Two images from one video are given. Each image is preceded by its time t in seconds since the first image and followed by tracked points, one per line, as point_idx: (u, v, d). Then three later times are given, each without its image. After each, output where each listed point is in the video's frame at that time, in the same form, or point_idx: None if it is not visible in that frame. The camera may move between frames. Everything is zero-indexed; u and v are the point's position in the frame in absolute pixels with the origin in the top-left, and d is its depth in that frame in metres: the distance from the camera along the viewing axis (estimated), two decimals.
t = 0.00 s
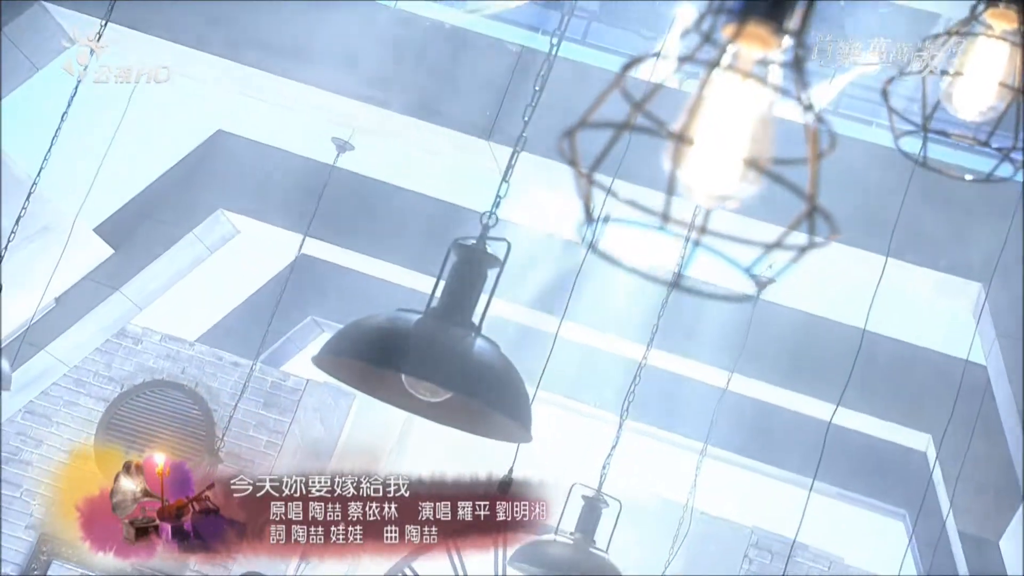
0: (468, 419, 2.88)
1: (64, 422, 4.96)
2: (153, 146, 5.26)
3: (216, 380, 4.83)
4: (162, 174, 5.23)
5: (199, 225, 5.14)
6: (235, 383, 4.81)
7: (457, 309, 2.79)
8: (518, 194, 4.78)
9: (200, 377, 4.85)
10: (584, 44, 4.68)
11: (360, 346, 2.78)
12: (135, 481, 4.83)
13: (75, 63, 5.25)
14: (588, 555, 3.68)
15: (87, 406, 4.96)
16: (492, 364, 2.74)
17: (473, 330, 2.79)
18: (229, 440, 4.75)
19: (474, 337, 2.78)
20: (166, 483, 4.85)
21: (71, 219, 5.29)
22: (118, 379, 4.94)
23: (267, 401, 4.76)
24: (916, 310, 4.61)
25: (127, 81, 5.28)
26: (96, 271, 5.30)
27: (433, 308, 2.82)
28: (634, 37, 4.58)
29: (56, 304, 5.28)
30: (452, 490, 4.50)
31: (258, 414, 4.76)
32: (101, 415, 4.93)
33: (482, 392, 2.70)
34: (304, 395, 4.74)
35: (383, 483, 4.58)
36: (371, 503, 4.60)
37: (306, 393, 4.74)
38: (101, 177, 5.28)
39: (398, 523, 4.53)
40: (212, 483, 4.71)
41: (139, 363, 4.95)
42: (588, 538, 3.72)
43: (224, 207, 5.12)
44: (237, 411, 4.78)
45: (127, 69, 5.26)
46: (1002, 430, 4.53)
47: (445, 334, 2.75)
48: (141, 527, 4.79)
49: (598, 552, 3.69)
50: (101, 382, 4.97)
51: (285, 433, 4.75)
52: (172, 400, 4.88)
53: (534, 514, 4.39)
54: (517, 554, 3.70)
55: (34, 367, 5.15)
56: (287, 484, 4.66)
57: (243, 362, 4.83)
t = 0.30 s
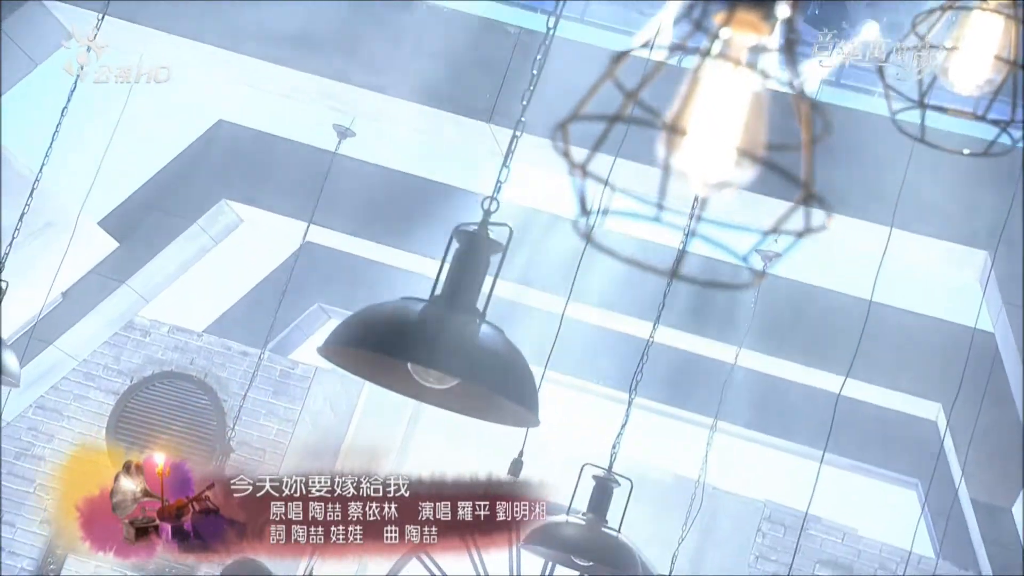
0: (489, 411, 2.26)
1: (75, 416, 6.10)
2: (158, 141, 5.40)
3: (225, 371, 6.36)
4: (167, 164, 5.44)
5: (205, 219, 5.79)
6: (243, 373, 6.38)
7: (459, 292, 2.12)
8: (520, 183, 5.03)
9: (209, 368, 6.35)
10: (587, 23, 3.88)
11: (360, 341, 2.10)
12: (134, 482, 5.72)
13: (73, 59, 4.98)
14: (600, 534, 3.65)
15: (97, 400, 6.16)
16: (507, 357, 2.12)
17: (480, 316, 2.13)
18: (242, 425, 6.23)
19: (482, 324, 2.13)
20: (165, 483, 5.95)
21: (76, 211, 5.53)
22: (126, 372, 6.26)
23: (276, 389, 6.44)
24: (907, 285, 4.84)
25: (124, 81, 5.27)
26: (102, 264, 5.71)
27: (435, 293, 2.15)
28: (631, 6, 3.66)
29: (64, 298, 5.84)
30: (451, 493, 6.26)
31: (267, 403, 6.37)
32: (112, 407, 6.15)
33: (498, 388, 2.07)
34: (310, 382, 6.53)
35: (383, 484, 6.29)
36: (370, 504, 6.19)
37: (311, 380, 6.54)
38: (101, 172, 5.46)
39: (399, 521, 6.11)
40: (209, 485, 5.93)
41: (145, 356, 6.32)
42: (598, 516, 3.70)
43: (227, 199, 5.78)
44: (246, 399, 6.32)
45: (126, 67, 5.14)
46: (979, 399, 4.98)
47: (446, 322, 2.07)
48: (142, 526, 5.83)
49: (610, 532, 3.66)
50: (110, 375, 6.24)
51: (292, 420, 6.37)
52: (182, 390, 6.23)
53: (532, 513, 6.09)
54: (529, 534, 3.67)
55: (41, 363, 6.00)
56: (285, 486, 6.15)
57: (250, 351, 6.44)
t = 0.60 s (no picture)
0: (493, 397, 2.26)
1: (85, 409, 6.25)
2: (157, 127, 5.34)
3: (233, 361, 6.44)
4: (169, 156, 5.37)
5: (208, 211, 5.80)
6: (251, 364, 6.45)
7: (459, 280, 2.14)
8: (522, 165, 5.04)
9: (218, 357, 6.45)
10: None
11: (360, 330, 2.10)
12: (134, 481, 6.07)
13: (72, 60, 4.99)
14: (614, 513, 3.65)
15: (106, 391, 6.28)
16: (508, 343, 2.12)
17: (482, 302, 2.14)
18: (251, 414, 6.34)
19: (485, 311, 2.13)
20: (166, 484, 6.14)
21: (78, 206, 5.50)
22: (134, 364, 6.37)
23: (283, 377, 6.45)
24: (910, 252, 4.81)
25: (125, 79, 5.14)
26: (106, 257, 5.74)
27: (438, 280, 2.16)
28: None
29: (69, 293, 5.80)
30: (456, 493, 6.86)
31: (275, 391, 6.41)
32: (120, 397, 6.26)
33: (501, 373, 2.07)
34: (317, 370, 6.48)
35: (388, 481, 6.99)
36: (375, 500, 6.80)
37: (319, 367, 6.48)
38: (104, 162, 5.37)
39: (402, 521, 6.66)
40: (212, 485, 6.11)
41: (154, 348, 6.44)
42: (611, 496, 3.69)
43: (229, 188, 5.76)
44: (253, 388, 6.40)
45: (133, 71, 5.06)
46: (989, 364, 4.92)
47: (448, 309, 2.07)
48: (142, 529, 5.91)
49: (623, 511, 3.66)
50: (119, 368, 6.34)
51: (301, 408, 6.37)
52: (194, 384, 6.35)
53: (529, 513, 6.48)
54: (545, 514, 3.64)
55: (49, 356, 6.01)
56: (286, 486, 6.29)
57: (258, 341, 6.51)
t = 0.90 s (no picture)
0: (499, 382, 2.26)
1: (94, 402, 6.29)
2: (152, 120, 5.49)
3: (240, 351, 6.38)
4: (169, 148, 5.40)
5: (209, 201, 5.82)
6: (258, 353, 6.36)
7: (459, 266, 2.15)
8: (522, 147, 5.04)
9: (224, 347, 6.40)
10: None
11: (361, 318, 2.11)
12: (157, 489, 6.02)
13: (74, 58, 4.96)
14: (622, 492, 3.65)
15: (114, 384, 6.31)
16: (511, 324, 2.12)
17: (484, 288, 2.14)
18: (258, 403, 6.24)
19: (487, 296, 2.13)
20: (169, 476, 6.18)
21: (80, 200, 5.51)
22: (142, 357, 6.38)
23: (291, 365, 6.32)
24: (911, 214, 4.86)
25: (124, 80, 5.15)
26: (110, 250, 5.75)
27: (441, 267, 2.17)
28: None
29: (74, 286, 5.84)
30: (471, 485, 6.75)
31: (283, 379, 6.31)
32: (128, 391, 6.29)
33: (504, 357, 2.06)
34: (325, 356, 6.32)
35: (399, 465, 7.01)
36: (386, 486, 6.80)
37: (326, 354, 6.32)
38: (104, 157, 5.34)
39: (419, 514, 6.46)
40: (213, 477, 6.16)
41: (160, 340, 6.42)
42: (620, 475, 3.71)
43: (230, 178, 5.77)
44: (262, 378, 6.31)
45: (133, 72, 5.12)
46: (995, 330, 4.98)
47: (449, 295, 2.08)
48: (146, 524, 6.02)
49: (631, 486, 3.67)
50: (126, 361, 6.37)
51: (311, 395, 6.27)
52: (201, 373, 6.37)
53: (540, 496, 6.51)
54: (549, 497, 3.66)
55: (55, 351, 6.01)
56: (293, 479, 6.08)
57: (264, 331, 6.40)
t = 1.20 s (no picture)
0: (503, 364, 2.27)
1: (103, 394, 6.30)
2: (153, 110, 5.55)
3: (246, 339, 6.39)
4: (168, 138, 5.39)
5: (211, 189, 5.80)
6: (264, 340, 6.37)
7: (460, 251, 2.15)
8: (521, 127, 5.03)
9: (230, 336, 6.41)
10: None
11: (361, 304, 2.11)
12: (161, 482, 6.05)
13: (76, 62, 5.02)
14: (628, 471, 3.64)
15: (121, 376, 6.32)
16: (513, 306, 2.12)
17: (484, 271, 2.14)
18: (266, 391, 6.22)
19: (488, 279, 2.13)
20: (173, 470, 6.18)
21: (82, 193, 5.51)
22: (148, 349, 6.38)
23: (298, 351, 6.31)
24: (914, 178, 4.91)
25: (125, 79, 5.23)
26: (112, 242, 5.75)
27: (442, 252, 2.17)
28: None
29: (78, 280, 5.82)
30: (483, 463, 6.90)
31: (290, 366, 6.28)
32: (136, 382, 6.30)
33: (506, 340, 2.07)
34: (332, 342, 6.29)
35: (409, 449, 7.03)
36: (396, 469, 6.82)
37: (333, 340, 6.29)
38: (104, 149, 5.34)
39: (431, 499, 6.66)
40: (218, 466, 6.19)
41: (167, 330, 6.42)
42: (628, 453, 3.72)
43: (230, 166, 5.77)
44: (269, 365, 6.31)
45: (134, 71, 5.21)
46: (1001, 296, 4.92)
47: (450, 280, 2.08)
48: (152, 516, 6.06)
49: (639, 463, 3.68)
50: (133, 353, 6.37)
51: (319, 380, 6.23)
52: (207, 363, 6.38)
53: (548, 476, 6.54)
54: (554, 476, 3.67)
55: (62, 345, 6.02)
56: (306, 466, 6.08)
57: (269, 317, 6.39)
